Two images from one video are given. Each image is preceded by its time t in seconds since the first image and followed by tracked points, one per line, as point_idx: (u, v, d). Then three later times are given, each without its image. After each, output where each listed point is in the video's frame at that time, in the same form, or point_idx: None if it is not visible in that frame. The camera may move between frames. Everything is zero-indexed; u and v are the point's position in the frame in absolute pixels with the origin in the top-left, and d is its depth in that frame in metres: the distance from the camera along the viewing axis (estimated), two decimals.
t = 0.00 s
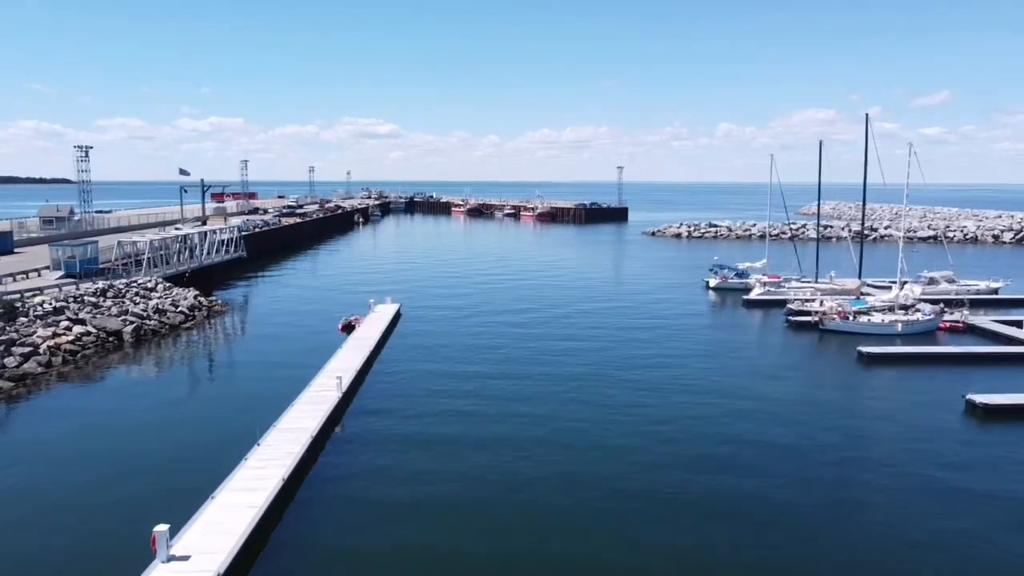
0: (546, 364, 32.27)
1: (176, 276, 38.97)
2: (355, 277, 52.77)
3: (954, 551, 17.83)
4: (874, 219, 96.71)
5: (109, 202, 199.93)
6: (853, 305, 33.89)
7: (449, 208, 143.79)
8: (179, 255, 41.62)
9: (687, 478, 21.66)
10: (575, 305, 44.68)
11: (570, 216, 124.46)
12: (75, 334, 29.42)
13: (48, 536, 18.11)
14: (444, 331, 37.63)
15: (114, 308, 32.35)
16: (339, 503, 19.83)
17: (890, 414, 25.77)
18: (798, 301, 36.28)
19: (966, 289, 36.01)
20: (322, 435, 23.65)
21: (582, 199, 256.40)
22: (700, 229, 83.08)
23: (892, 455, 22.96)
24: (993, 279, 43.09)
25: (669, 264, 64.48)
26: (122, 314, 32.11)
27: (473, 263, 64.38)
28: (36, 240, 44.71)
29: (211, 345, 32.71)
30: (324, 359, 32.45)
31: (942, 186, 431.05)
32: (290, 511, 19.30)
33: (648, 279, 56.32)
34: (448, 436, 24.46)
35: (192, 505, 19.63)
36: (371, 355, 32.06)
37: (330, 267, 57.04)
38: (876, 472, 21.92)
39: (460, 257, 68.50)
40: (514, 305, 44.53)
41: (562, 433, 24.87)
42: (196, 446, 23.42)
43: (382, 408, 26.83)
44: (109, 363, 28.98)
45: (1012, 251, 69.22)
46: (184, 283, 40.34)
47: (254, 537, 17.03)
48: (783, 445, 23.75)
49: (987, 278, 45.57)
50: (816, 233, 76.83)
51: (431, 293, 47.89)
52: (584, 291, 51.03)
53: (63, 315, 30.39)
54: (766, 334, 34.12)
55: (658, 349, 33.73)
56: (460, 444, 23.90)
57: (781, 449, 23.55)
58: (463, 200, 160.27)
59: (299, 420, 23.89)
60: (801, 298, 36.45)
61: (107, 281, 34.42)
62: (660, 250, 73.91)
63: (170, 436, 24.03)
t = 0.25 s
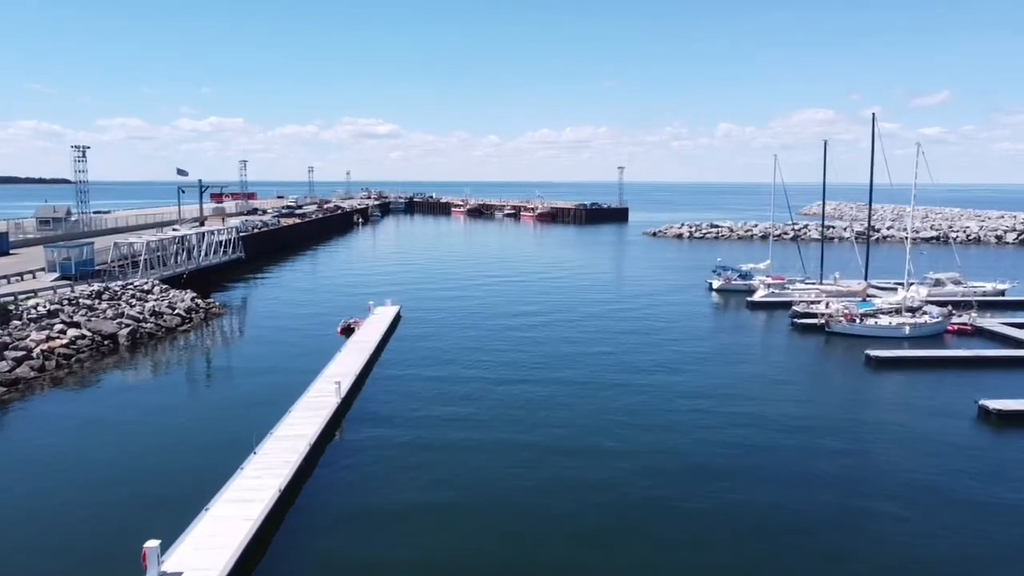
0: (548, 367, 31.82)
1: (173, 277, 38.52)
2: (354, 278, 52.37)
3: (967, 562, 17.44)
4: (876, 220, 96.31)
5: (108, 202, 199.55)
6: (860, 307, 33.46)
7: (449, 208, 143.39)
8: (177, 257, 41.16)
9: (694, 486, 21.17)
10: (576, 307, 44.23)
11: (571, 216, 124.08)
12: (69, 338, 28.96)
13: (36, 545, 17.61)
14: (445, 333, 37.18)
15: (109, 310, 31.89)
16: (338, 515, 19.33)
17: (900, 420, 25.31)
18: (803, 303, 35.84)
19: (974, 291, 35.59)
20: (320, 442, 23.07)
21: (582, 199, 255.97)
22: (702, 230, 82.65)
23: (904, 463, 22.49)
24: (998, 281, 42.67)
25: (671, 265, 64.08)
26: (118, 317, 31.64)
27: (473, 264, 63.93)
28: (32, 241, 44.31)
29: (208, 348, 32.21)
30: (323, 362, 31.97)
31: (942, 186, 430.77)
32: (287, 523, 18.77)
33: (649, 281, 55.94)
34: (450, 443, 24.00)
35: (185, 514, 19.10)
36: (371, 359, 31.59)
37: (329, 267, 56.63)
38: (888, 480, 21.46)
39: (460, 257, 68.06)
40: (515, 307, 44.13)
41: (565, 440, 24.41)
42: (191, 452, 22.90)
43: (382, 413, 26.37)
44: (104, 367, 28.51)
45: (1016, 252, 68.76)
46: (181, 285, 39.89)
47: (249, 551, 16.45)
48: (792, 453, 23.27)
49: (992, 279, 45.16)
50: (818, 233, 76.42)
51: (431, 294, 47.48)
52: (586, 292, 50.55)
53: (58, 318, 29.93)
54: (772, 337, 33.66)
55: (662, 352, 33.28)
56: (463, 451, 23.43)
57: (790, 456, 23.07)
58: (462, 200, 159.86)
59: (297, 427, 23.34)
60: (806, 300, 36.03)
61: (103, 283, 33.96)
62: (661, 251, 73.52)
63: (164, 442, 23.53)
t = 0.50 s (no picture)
0: (551, 370, 31.35)
1: (171, 279, 38.06)
2: (354, 279, 51.95)
3: None
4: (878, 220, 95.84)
5: (108, 202, 199.39)
6: (867, 309, 33.04)
7: (448, 208, 142.99)
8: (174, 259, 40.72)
9: (702, 499, 20.65)
10: (579, 308, 43.79)
11: (571, 216, 123.65)
12: (64, 341, 28.50)
13: (25, 552, 17.22)
14: (446, 335, 36.71)
15: (105, 313, 31.44)
16: (338, 526, 18.77)
17: (911, 427, 24.86)
18: (809, 305, 35.42)
19: (981, 293, 35.17)
20: (319, 451, 22.40)
21: (582, 199, 255.60)
22: (704, 231, 82.25)
23: (917, 473, 22.01)
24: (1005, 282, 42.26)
25: (673, 266, 63.66)
26: (113, 319, 31.19)
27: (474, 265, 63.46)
28: (28, 242, 43.91)
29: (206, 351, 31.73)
30: (323, 365, 31.51)
31: (942, 186, 430.57)
32: (284, 535, 18.21)
33: (651, 282, 55.55)
34: (452, 449, 23.54)
35: (179, 521, 18.63)
36: (371, 362, 31.09)
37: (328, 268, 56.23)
38: (900, 491, 20.99)
39: (461, 258, 67.65)
40: (516, 308, 43.71)
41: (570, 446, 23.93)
42: (186, 456, 22.43)
43: (383, 418, 25.93)
44: (99, 371, 28.04)
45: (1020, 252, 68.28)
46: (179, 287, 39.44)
47: (244, 566, 15.81)
48: (801, 462, 22.80)
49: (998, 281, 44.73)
50: (821, 234, 76.00)
51: (431, 295, 47.06)
52: (589, 293, 50.08)
53: (52, 321, 29.48)
54: (778, 340, 33.18)
55: (666, 355, 32.84)
56: (465, 458, 22.96)
57: (800, 465, 22.60)
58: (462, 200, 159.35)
59: (295, 434, 22.71)
60: (811, 302, 35.62)
61: (98, 286, 33.52)
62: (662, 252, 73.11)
63: (160, 446, 23.11)
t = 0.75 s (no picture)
0: (553, 373, 30.94)
1: (167, 281, 37.63)
2: (353, 280, 51.57)
3: None
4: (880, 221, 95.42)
5: (107, 202, 199.01)
6: (873, 312, 32.69)
7: (448, 208, 142.66)
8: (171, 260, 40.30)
9: (710, 509, 20.15)
10: (580, 310, 43.40)
11: (572, 216, 123.25)
12: (58, 345, 28.08)
13: (18, 556, 16.99)
14: (446, 337, 36.32)
15: (100, 316, 31.02)
16: (337, 538, 18.26)
17: (921, 434, 24.44)
18: (815, 308, 35.07)
19: (988, 294, 34.82)
20: (317, 459, 21.76)
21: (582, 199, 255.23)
22: (705, 231, 81.92)
23: (928, 483, 21.57)
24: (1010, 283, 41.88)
25: (674, 267, 63.26)
26: (108, 322, 30.76)
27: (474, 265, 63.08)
28: (24, 243, 43.51)
29: (203, 354, 31.29)
30: (321, 367, 31.07)
31: (944, 187, 429.68)
32: (280, 548, 17.67)
33: (653, 282, 55.16)
34: (453, 455, 23.13)
35: (175, 525, 18.34)
36: (371, 365, 30.63)
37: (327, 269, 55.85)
38: (912, 501, 20.53)
39: (461, 259, 67.28)
40: (517, 309, 43.33)
41: (574, 453, 23.46)
42: (185, 459, 22.17)
43: (382, 423, 25.54)
44: (94, 374, 27.62)
45: None
46: (176, 288, 38.99)
47: None
48: (809, 470, 22.34)
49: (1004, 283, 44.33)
50: (823, 235, 75.59)
51: (431, 296, 46.66)
52: (590, 295, 49.67)
53: (46, 323, 29.07)
54: (783, 343, 32.76)
55: (669, 358, 32.41)
56: (468, 465, 22.51)
57: (809, 473, 22.13)
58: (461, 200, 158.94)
59: (292, 443, 22.08)
60: (816, 304, 35.23)
61: (94, 288, 33.11)
62: (663, 252, 72.75)
63: (160, 449, 22.90)
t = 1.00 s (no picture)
0: (555, 378, 30.42)
1: (163, 283, 37.14)
2: (352, 281, 51.18)
3: None
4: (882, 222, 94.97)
5: (105, 203, 198.54)
6: (881, 315, 32.27)
7: (447, 209, 142.47)
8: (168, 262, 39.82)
9: (722, 521, 19.47)
10: (581, 312, 42.88)
11: (572, 217, 122.90)
12: (51, 348, 27.64)
13: (12, 559, 16.96)
14: (446, 340, 35.79)
15: (95, 319, 30.56)
16: (336, 553, 17.44)
17: (933, 442, 23.89)
18: (820, 311, 34.68)
19: (995, 296, 34.41)
20: (314, 468, 20.95)
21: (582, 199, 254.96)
22: (706, 232, 81.49)
23: (945, 494, 20.95)
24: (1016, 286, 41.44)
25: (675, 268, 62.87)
26: (103, 325, 30.30)
27: (473, 266, 62.63)
28: (19, 244, 43.12)
29: (200, 358, 30.76)
30: (319, 371, 30.52)
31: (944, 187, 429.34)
32: (277, 560, 16.99)
33: (654, 283, 54.77)
34: (455, 462, 22.66)
35: (169, 531, 18.19)
36: (370, 370, 30.12)
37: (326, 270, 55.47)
38: (928, 512, 19.95)
39: (460, 260, 66.80)
40: (518, 311, 42.91)
41: (578, 461, 22.89)
42: (184, 462, 22.03)
43: (382, 429, 25.08)
44: (88, 378, 27.19)
45: None
46: (172, 291, 38.52)
47: None
48: (822, 480, 21.73)
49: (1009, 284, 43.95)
50: (824, 235, 75.18)
51: (431, 298, 46.25)
52: (591, 296, 49.14)
53: (39, 327, 28.62)
54: (789, 347, 32.25)
55: (673, 362, 31.89)
56: (470, 474, 21.93)
57: (821, 483, 21.52)
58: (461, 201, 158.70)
59: (289, 451, 21.27)
60: (822, 307, 34.79)
61: (88, 290, 32.66)
62: (664, 253, 72.36)
63: (157, 453, 22.59)
